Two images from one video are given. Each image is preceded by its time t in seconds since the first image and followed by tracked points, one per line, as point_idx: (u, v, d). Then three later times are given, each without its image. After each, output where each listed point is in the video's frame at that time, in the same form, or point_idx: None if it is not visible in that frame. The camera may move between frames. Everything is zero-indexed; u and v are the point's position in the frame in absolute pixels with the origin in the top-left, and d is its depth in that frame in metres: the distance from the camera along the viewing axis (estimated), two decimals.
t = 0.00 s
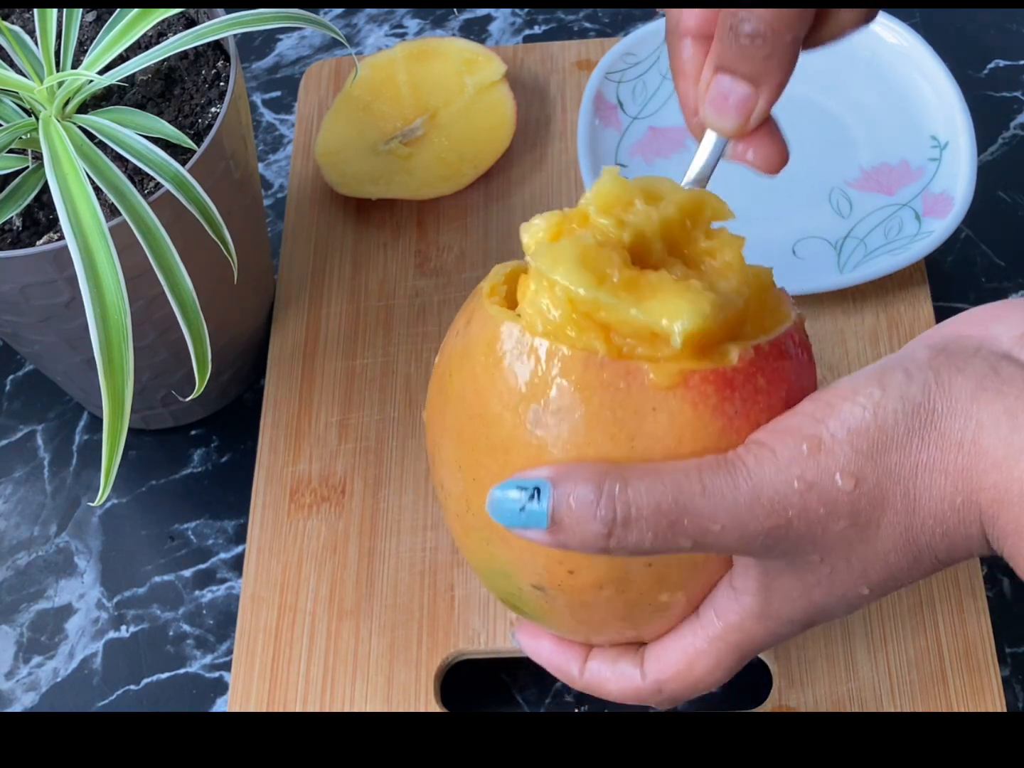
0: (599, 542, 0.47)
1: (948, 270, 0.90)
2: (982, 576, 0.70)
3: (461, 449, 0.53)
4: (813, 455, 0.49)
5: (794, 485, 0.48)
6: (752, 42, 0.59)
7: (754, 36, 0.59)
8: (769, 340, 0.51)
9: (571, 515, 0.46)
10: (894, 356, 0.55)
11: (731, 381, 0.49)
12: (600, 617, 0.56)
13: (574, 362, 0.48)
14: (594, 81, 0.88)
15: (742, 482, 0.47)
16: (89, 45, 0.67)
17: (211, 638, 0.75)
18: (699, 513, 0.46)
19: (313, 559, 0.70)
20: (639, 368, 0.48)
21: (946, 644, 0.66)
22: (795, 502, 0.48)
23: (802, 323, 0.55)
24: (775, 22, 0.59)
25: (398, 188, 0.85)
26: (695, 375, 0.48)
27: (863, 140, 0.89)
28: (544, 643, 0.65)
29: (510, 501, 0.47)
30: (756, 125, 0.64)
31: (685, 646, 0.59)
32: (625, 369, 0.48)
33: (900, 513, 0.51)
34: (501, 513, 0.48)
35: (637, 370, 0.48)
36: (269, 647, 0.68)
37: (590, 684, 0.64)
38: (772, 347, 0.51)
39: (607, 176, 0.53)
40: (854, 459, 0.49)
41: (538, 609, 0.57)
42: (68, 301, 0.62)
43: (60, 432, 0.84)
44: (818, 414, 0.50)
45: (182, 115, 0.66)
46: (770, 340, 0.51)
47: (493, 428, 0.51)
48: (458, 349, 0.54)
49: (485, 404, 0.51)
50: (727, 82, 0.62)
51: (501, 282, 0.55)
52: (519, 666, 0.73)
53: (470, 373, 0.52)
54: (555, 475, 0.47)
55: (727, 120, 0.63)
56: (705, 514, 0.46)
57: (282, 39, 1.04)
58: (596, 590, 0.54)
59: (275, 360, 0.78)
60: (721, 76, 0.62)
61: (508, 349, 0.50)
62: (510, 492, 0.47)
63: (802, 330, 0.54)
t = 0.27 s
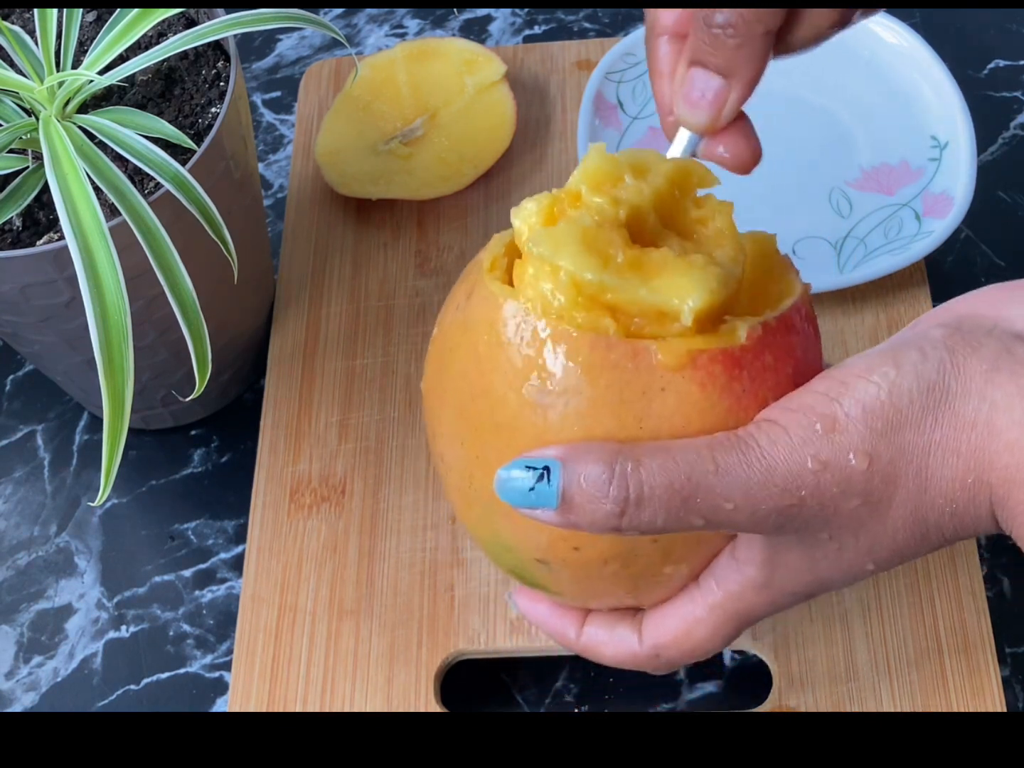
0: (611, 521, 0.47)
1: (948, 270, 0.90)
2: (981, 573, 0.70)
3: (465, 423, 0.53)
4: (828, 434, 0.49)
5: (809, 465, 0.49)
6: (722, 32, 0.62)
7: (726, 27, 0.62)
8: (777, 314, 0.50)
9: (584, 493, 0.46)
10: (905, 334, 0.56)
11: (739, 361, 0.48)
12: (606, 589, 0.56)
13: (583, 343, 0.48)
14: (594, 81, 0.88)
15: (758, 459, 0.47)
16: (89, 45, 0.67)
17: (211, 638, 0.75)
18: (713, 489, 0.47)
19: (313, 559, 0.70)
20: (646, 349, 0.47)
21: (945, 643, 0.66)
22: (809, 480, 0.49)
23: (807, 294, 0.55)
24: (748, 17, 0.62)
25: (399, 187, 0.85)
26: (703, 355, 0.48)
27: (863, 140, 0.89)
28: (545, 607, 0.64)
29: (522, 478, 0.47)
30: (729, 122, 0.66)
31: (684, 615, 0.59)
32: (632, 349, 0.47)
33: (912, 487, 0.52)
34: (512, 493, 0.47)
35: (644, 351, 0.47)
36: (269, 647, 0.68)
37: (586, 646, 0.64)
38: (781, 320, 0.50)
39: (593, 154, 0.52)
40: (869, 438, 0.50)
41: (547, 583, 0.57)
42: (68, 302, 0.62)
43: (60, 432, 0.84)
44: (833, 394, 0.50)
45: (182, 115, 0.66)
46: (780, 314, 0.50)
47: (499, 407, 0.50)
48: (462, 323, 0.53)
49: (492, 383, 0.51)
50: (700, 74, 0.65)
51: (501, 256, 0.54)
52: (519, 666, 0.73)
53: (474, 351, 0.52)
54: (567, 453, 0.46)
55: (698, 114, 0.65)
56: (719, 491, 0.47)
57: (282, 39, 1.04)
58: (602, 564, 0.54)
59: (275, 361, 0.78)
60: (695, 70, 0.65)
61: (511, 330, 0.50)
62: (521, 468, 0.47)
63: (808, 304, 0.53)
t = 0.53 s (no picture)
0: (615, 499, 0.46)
1: (948, 270, 0.90)
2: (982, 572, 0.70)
3: (476, 403, 0.53)
4: (833, 422, 0.49)
5: (812, 452, 0.48)
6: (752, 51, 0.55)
7: (762, 66, 0.53)
8: (788, 306, 0.50)
9: (588, 474, 0.46)
10: (912, 328, 0.55)
11: (751, 349, 0.49)
12: (609, 574, 0.56)
13: (594, 323, 0.48)
14: (594, 81, 0.88)
15: (762, 445, 0.47)
16: (89, 45, 0.67)
17: (211, 638, 0.75)
18: (716, 474, 0.46)
19: (313, 559, 0.70)
20: (658, 332, 0.48)
21: (946, 643, 0.66)
22: (812, 468, 0.49)
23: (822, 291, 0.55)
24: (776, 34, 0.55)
25: (399, 187, 0.85)
26: (712, 339, 0.48)
27: (862, 140, 0.89)
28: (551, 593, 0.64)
29: (527, 456, 0.47)
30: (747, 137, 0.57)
31: (692, 604, 0.59)
32: (643, 331, 0.48)
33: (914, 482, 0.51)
34: (518, 470, 0.47)
35: (655, 333, 0.48)
36: (269, 647, 0.68)
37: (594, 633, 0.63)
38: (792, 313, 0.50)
39: (602, 160, 0.54)
40: (873, 428, 0.50)
41: (551, 565, 0.57)
42: (68, 301, 0.62)
43: (61, 432, 0.84)
44: (838, 384, 0.50)
45: (182, 115, 0.66)
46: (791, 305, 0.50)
47: (511, 386, 0.51)
48: (476, 304, 0.54)
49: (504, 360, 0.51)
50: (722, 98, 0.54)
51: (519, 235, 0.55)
52: (519, 666, 0.73)
53: (488, 328, 0.52)
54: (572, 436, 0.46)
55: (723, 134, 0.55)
56: (722, 474, 0.47)
57: (282, 39, 1.04)
58: (606, 547, 0.54)
59: (275, 361, 0.78)
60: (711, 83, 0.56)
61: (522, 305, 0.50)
62: (528, 446, 0.47)
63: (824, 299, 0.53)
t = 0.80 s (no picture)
0: (596, 515, 0.46)
1: (948, 270, 0.90)
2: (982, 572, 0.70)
3: (449, 409, 0.52)
4: (820, 435, 0.49)
5: (799, 465, 0.49)
6: (755, 56, 0.60)
7: (759, 51, 0.59)
8: (772, 313, 0.50)
9: (569, 487, 0.46)
10: (900, 337, 0.56)
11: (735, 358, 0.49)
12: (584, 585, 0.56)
13: (577, 329, 0.47)
14: (594, 82, 0.88)
15: (747, 458, 0.47)
16: (89, 45, 0.67)
17: (211, 638, 0.75)
18: (699, 490, 0.46)
19: (313, 559, 0.70)
20: (642, 337, 0.48)
21: (946, 644, 0.66)
22: (799, 480, 0.49)
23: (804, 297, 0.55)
24: (780, 34, 0.59)
25: (399, 187, 0.85)
26: (698, 346, 0.48)
27: (863, 140, 0.89)
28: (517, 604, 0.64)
29: (507, 469, 0.47)
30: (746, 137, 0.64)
31: (664, 617, 0.60)
32: (628, 335, 0.47)
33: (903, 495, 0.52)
34: (496, 482, 0.47)
35: (639, 338, 0.48)
36: (269, 647, 0.68)
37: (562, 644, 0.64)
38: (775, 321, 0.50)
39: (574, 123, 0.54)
40: (861, 440, 0.50)
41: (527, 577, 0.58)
42: (68, 302, 0.62)
43: (60, 433, 0.84)
44: (825, 394, 0.50)
45: (182, 115, 0.66)
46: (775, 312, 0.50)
47: (490, 391, 0.50)
48: (452, 305, 0.53)
49: (483, 366, 0.50)
50: (724, 94, 0.61)
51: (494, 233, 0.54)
52: (519, 666, 0.73)
53: (464, 331, 0.51)
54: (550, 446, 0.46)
55: (724, 132, 0.62)
56: (708, 489, 0.47)
57: (282, 39, 1.04)
58: (581, 557, 0.54)
59: (275, 361, 0.78)
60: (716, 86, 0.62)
61: (501, 307, 0.50)
62: (508, 458, 0.47)
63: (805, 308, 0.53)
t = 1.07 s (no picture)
0: (609, 550, 0.48)
1: (948, 270, 0.90)
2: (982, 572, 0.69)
3: (462, 437, 0.52)
4: (823, 460, 0.49)
5: (803, 492, 0.48)
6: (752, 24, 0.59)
7: (755, 19, 0.59)
8: (775, 334, 0.49)
9: (582, 524, 0.47)
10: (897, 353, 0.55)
11: (739, 385, 0.47)
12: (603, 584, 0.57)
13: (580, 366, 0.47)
14: (594, 82, 0.88)
15: (750, 489, 0.47)
16: (88, 45, 0.67)
17: (211, 638, 0.75)
18: (707, 524, 0.47)
19: (314, 559, 0.70)
20: (644, 374, 0.47)
21: (946, 643, 0.66)
22: (803, 508, 0.49)
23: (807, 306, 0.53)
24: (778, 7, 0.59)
25: (398, 187, 0.85)
26: (700, 380, 0.47)
27: (863, 140, 0.89)
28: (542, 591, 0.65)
29: (520, 506, 0.48)
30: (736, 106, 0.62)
31: (684, 610, 0.60)
32: (629, 373, 0.46)
33: (905, 511, 0.52)
34: (512, 521, 0.49)
35: (641, 374, 0.47)
36: (269, 647, 0.68)
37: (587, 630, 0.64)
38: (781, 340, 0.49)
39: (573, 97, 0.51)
40: (862, 463, 0.49)
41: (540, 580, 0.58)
42: (68, 302, 0.62)
43: (60, 433, 0.84)
44: (826, 418, 0.49)
45: (182, 116, 0.66)
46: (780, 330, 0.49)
47: (496, 423, 0.50)
48: (456, 337, 0.52)
49: (487, 400, 0.50)
50: (717, 59, 0.60)
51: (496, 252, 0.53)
52: (519, 666, 0.73)
53: (469, 367, 0.51)
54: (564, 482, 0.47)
55: (714, 99, 0.60)
56: (713, 525, 0.47)
57: (282, 39, 1.04)
58: (597, 572, 0.54)
59: (275, 361, 0.78)
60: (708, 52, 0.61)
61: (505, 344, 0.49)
62: (520, 498, 0.48)
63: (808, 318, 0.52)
